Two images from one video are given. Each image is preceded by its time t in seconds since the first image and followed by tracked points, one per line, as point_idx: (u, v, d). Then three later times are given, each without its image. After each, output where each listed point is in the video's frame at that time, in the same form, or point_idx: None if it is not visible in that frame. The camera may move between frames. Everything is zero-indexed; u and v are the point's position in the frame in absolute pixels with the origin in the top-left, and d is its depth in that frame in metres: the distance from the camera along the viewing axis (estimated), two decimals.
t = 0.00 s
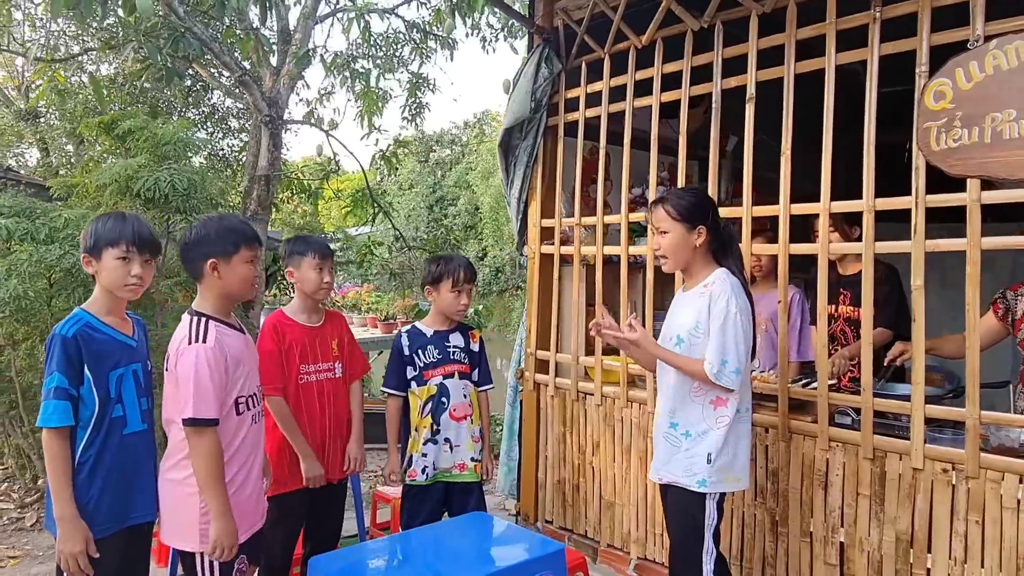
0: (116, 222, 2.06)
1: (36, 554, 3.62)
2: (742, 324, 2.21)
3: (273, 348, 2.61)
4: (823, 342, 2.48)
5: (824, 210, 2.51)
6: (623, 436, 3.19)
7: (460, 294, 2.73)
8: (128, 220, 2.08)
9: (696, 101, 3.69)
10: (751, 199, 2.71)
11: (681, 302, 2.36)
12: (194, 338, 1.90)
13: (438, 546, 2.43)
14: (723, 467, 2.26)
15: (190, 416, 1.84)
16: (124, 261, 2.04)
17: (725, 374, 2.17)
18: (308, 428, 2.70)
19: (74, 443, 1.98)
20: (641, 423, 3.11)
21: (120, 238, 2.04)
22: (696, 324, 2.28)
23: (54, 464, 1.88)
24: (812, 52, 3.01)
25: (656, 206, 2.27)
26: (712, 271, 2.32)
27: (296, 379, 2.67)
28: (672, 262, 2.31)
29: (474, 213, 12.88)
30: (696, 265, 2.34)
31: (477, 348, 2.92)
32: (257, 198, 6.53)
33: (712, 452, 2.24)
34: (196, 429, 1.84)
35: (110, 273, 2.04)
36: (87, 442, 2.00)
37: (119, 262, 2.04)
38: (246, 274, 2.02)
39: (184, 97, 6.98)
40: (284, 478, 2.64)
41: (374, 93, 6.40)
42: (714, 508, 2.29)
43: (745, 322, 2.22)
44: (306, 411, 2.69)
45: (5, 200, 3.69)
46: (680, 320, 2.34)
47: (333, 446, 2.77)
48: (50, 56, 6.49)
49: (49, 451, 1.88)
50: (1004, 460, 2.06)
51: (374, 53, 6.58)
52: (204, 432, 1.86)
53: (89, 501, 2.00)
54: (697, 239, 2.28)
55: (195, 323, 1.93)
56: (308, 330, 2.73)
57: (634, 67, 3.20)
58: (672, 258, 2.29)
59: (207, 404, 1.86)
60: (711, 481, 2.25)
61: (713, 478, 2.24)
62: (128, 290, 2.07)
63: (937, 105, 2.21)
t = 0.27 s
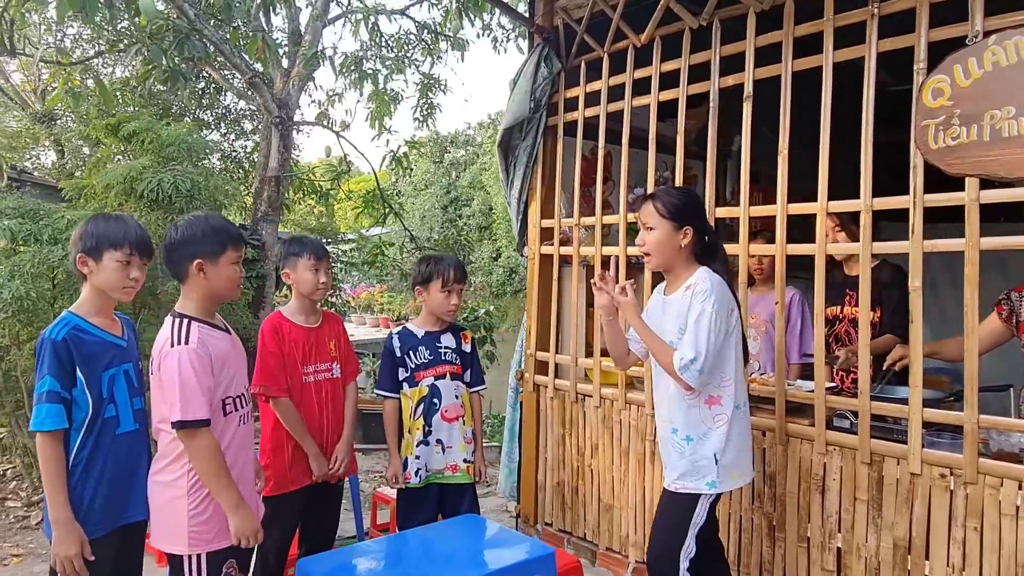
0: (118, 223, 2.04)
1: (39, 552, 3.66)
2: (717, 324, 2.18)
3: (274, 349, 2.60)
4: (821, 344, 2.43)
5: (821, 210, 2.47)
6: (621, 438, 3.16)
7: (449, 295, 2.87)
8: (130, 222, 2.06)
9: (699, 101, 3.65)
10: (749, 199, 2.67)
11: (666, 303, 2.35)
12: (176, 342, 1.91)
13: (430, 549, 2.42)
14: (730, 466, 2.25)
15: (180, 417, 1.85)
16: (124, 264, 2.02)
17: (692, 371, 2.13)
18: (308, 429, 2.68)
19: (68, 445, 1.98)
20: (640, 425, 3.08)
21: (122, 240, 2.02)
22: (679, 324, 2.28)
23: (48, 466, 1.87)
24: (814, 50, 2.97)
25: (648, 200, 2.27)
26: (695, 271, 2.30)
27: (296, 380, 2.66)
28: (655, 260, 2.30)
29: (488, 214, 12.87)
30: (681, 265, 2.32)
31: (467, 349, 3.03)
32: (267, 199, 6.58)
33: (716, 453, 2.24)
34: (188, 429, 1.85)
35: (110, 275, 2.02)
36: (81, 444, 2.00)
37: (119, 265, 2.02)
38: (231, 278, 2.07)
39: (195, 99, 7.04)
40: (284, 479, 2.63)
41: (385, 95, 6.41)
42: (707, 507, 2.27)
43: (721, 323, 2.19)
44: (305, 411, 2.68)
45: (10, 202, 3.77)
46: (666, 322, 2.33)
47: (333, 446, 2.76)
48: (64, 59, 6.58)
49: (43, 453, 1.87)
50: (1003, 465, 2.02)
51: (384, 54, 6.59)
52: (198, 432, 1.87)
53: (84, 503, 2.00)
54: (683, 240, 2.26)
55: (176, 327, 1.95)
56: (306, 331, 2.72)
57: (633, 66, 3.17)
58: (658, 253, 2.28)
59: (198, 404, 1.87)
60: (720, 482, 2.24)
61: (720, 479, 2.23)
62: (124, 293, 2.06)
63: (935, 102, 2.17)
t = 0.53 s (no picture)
0: (125, 224, 2.01)
1: (48, 551, 3.69)
2: (695, 327, 2.23)
3: (273, 352, 2.60)
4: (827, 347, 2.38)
5: (826, 210, 2.43)
6: (625, 441, 3.13)
7: (450, 296, 2.86)
8: (135, 224, 2.04)
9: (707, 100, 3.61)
10: (753, 199, 2.63)
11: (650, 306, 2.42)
12: (165, 342, 1.99)
13: (429, 551, 2.40)
14: (707, 471, 2.30)
15: (163, 419, 1.93)
16: (134, 267, 2.01)
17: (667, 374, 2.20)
18: (308, 432, 2.67)
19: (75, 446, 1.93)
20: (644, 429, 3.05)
21: (132, 242, 2.00)
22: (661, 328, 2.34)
23: (58, 468, 1.82)
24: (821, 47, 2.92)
25: (634, 197, 2.35)
26: (679, 272, 2.37)
27: (296, 383, 2.65)
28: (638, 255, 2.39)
29: (503, 215, 12.86)
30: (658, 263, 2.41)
31: (467, 350, 3.03)
32: (280, 200, 6.64)
33: (695, 458, 2.28)
34: (170, 431, 1.92)
35: (120, 278, 1.99)
36: (88, 444, 1.95)
37: (128, 268, 2.00)
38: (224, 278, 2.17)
39: (210, 102, 7.10)
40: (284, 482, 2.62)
41: (397, 96, 6.41)
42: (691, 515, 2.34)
43: (700, 326, 2.24)
44: (306, 414, 2.67)
45: (20, 205, 3.82)
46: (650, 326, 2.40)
47: (335, 449, 2.75)
48: (80, 62, 6.67)
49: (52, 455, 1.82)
50: (1012, 471, 1.96)
51: (397, 56, 6.59)
52: (181, 434, 1.94)
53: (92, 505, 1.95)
54: (668, 236, 2.35)
55: (167, 327, 2.02)
56: (309, 334, 2.71)
57: (638, 66, 3.14)
58: (638, 249, 2.36)
59: (181, 406, 1.94)
60: (697, 488, 2.28)
61: (698, 484, 2.28)
62: (131, 295, 2.03)
63: (942, 100, 2.12)
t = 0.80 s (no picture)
0: (130, 223, 1.98)
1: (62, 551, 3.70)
2: (699, 330, 2.23)
3: (280, 353, 2.57)
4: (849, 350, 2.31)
5: (848, 208, 2.35)
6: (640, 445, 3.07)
7: (464, 296, 2.81)
8: (141, 222, 2.01)
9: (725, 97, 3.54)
10: (772, 198, 2.57)
11: (653, 311, 2.42)
12: (166, 339, 2.00)
13: (439, 557, 2.36)
14: (712, 481, 2.29)
15: (160, 414, 1.93)
16: (139, 267, 1.98)
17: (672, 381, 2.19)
18: (316, 433, 2.64)
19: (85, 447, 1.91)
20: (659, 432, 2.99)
21: (137, 242, 1.98)
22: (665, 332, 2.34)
23: (72, 469, 1.80)
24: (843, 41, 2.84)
25: (629, 196, 2.38)
26: (684, 272, 2.36)
27: (303, 385, 2.62)
28: (637, 256, 2.40)
29: (519, 216, 12.81)
30: (662, 264, 2.43)
31: (479, 351, 2.99)
32: (296, 201, 6.65)
33: (701, 466, 2.27)
34: (166, 426, 1.93)
35: (125, 278, 1.97)
36: (98, 445, 1.93)
37: (134, 268, 1.98)
38: (233, 276, 2.18)
39: (226, 103, 7.12)
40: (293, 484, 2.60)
41: (413, 97, 6.38)
42: (700, 524, 2.34)
43: (705, 330, 2.22)
44: (314, 415, 2.64)
45: (35, 206, 3.90)
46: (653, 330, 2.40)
47: (345, 451, 2.72)
48: (99, 65, 6.72)
49: (64, 456, 1.79)
50: None
51: (412, 56, 6.56)
52: (176, 430, 1.94)
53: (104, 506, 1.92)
54: (662, 235, 2.36)
55: (171, 324, 2.04)
56: (318, 335, 2.68)
57: (653, 62, 3.08)
58: (633, 251, 2.38)
59: (177, 402, 1.95)
60: (703, 497, 2.27)
61: (704, 494, 2.27)
62: (138, 295, 2.01)
63: (969, 93, 2.05)
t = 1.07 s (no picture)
0: (135, 221, 1.97)
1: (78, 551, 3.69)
2: (718, 330, 2.20)
3: (293, 353, 2.51)
4: (882, 351, 2.22)
5: (880, 205, 2.27)
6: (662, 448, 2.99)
7: (482, 294, 2.75)
8: (146, 220, 1.99)
9: (749, 93, 3.45)
10: (800, 194, 2.49)
11: (666, 309, 2.39)
12: (168, 337, 1.99)
13: (457, 563, 2.30)
14: (731, 481, 2.26)
15: (158, 412, 1.92)
16: (143, 266, 1.97)
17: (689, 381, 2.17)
18: (330, 435, 2.59)
19: (83, 449, 1.93)
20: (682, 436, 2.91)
21: (139, 241, 1.96)
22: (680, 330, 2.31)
23: (56, 470, 1.81)
24: (873, 32, 2.74)
25: (638, 195, 2.35)
26: (701, 270, 2.32)
27: (317, 385, 2.57)
28: (648, 257, 2.37)
29: (536, 217, 12.74)
30: (675, 261, 2.39)
31: (496, 351, 2.94)
32: (313, 202, 6.63)
33: (720, 467, 2.24)
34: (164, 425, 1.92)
35: (129, 277, 1.96)
36: (96, 447, 1.95)
37: (137, 267, 1.97)
38: (243, 275, 2.13)
39: (244, 104, 7.12)
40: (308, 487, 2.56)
41: (430, 97, 6.33)
42: (722, 529, 2.28)
43: (724, 331, 2.21)
44: (328, 417, 2.59)
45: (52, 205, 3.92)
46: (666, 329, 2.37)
47: (360, 452, 2.67)
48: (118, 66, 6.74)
49: (46, 457, 1.80)
50: None
51: (429, 56, 6.53)
52: (174, 428, 1.93)
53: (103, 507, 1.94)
54: (669, 233, 2.33)
55: (177, 323, 2.04)
56: (331, 335, 2.63)
57: (675, 56, 3.00)
58: (642, 249, 2.35)
59: (175, 400, 1.93)
60: (723, 498, 2.24)
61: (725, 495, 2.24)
62: (143, 293, 2.01)
63: (1010, 83, 1.96)
